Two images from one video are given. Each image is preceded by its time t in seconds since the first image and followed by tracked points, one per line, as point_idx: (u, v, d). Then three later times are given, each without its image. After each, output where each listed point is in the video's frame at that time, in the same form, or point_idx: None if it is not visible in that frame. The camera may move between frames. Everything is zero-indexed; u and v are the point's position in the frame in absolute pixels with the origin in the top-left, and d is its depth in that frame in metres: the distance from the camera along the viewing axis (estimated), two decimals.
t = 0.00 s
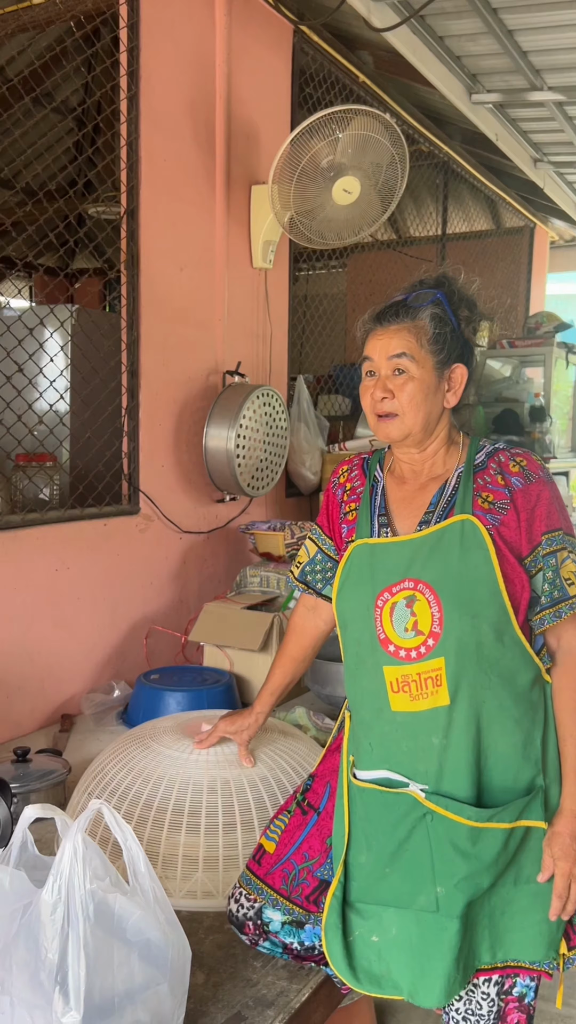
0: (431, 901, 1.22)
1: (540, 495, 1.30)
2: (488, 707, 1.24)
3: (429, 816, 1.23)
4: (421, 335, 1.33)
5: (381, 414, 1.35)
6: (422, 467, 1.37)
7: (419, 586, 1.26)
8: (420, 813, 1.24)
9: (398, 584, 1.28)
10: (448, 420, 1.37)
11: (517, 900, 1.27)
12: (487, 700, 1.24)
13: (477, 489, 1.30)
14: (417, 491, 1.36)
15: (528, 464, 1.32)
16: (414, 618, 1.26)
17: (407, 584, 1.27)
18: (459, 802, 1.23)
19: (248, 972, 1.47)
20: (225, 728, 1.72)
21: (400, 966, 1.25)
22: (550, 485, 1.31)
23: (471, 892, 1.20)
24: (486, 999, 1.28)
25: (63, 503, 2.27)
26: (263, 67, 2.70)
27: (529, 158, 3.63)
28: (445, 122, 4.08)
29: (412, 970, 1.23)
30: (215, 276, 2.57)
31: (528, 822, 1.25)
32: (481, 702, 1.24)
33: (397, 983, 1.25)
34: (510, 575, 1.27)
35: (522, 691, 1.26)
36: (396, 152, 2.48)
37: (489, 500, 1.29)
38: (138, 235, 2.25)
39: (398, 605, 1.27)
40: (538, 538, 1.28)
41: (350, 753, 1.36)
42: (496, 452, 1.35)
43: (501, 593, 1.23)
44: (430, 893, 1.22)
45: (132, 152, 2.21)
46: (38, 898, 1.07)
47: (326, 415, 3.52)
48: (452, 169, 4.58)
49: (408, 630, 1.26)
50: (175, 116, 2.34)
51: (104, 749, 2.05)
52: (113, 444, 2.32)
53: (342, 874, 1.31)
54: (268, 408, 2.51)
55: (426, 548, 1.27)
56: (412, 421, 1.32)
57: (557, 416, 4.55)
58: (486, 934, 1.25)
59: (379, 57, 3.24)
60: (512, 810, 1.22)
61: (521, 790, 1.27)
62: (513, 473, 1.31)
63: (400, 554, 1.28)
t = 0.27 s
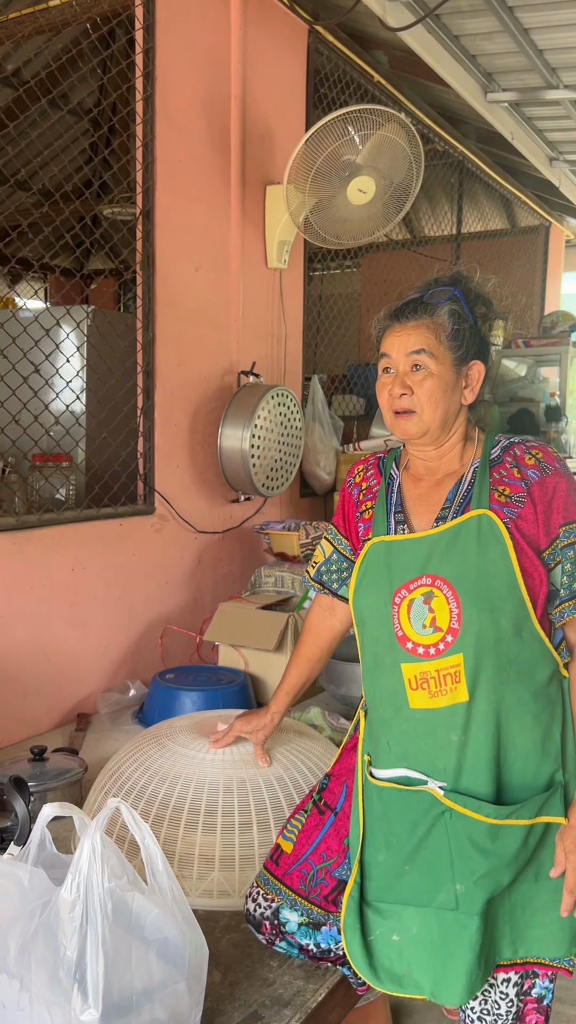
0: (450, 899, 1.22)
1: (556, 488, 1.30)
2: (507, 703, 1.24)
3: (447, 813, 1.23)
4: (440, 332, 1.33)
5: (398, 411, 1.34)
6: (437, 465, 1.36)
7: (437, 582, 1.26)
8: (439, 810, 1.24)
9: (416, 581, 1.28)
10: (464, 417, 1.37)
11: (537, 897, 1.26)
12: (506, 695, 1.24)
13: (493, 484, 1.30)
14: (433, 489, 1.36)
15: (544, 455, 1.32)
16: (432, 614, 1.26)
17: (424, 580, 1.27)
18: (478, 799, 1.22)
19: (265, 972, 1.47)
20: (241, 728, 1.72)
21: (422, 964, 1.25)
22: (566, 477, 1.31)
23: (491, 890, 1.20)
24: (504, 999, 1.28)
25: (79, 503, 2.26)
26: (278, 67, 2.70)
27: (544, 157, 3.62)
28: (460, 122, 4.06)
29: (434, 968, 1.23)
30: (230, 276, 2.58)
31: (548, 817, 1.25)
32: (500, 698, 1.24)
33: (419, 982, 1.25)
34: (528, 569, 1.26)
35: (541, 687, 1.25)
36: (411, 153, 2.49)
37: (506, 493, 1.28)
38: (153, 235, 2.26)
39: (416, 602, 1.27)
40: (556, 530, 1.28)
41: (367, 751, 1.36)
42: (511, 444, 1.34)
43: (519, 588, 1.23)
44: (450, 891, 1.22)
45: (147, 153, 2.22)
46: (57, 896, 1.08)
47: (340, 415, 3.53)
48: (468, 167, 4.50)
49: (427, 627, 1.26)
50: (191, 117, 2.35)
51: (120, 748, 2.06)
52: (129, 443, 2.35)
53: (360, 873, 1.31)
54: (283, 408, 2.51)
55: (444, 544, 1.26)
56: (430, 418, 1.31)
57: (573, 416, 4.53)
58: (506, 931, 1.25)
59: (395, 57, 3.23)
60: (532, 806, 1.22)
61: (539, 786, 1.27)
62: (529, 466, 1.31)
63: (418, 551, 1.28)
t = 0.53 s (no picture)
0: (456, 899, 1.22)
1: (565, 488, 1.29)
2: (513, 705, 1.23)
3: (453, 814, 1.23)
4: (451, 334, 1.33)
5: (407, 413, 1.34)
6: (445, 466, 1.37)
7: (444, 582, 1.26)
8: (445, 811, 1.24)
9: (423, 581, 1.28)
10: (473, 418, 1.36)
11: (543, 899, 1.26)
12: (512, 696, 1.23)
13: (501, 484, 1.29)
14: (441, 490, 1.36)
15: (552, 455, 1.31)
16: (439, 615, 1.26)
17: (431, 581, 1.27)
18: (484, 799, 1.22)
19: (273, 971, 1.47)
20: (250, 728, 1.73)
21: (429, 965, 1.24)
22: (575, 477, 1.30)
23: (497, 890, 1.20)
24: (512, 1001, 1.28)
25: (88, 503, 2.26)
26: (286, 68, 2.70)
27: (553, 157, 3.61)
28: (468, 122, 4.06)
29: (441, 969, 1.23)
30: (239, 277, 2.58)
31: (554, 819, 1.24)
32: (507, 699, 1.23)
33: (426, 982, 1.25)
34: (535, 570, 1.25)
35: (548, 688, 1.25)
36: (420, 153, 2.48)
37: (514, 493, 1.28)
38: (162, 237, 2.26)
39: (423, 602, 1.27)
40: (565, 530, 1.28)
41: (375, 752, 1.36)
42: (520, 445, 1.34)
43: (526, 589, 1.22)
44: (455, 891, 1.22)
45: (156, 155, 2.23)
46: (67, 895, 1.08)
47: (348, 415, 3.54)
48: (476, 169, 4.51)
49: (433, 627, 1.26)
50: (199, 118, 2.35)
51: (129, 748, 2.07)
52: (137, 444, 2.34)
53: (367, 873, 1.31)
54: (292, 408, 2.51)
55: (451, 545, 1.26)
56: (440, 420, 1.31)
57: None
58: (513, 933, 1.25)
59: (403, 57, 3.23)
60: (538, 807, 1.22)
61: (546, 788, 1.27)
62: (538, 466, 1.30)
63: (425, 551, 1.28)
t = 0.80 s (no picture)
0: (451, 900, 1.22)
1: (563, 493, 1.29)
2: (509, 706, 1.23)
3: (448, 815, 1.23)
4: (453, 333, 1.33)
5: (407, 412, 1.34)
6: (445, 466, 1.37)
7: (441, 584, 1.26)
8: (440, 812, 1.24)
9: (420, 582, 1.28)
10: (473, 419, 1.36)
11: (537, 901, 1.26)
12: (508, 698, 1.23)
13: (500, 487, 1.29)
14: (440, 491, 1.36)
15: (552, 460, 1.31)
16: (436, 616, 1.26)
17: (428, 582, 1.27)
18: (480, 801, 1.22)
19: (274, 971, 1.47)
20: (251, 728, 1.73)
21: (425, 965, 1.25)
22: (574, 482, 1.30)
23: (491, 893, 1.19)
24: (508, 1003, 1.27)
25: (91, 503, 2.29)
26: (288, 70, 2.71)
27: (555, 158, 3.61)
28: (470, 123, 4.06)
29: (436, 969, 1.23)
30: (241, 279, 2.59)
31: (549, 822, 1.24)
32: (502, 701, 1.23)
33: (422, 983, 1.25)
34: (532, 572, 1.25)
35: (543, 691, 1.25)
36: (421, 154, 2.48)
37: (512, 496, 1.28)
38: (164, 238, 2.27)
39: (420, 603, 1.27)
40: (562, 535, 1.27)
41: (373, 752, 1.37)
42: (519, 448, 1.34)
43: (523, 591, 1.22)
44: (450, 892, 1.22)
45: (158, 157, 2.23)
46: (67, 894, 1.08)
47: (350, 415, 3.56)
48: (478, 169, 4.53)
49: (430, 628, 1.26)
50: (201, 120, 2.36)
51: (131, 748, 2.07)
52: (140, 446, 2.36)
53: (365, 873, 1.31)
54: (294, 409, 2.52)
55: (448, 546, 1.26)
56: (440, 419, 1.31)
57: None
58: (508, 935, 1.25)
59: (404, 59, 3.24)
60: (533, 809, 1.22)
61: (542, 790, 1.27)
62: (537, 470, 1.30)
63: (423, 552, 1.28)
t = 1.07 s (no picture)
0: (442, 903, 1.23)
1: (558, 500, 1.29)
2: (500, 710, 1.24)
3: (440, 818, 1.23)
4: (459, 335, 1.34)
5: (408, 411, 1.35)
6: (443, 468, 1.37)
7: (434, 588, 1.26)
8: (432, 815, 1.24)
9: (413, 586, 1.28)
10: (472, 421, 1.37)
11: (528, 904, 1.26)
12: (499, 701, 1.24)
13: (495, 493, 1.30)
14: (436, 494, 1.37)
15: (548, 467, 1.32)
16: (429, 620, 1.26)
17: (421, 585, 1.27)
18: (471, 804, 1.23)
19: (269, 971, 1.47)
20: (246, 729, 1.73)
21: (416, 967, 1.25)
22: (569, 489, 1.30)
23: (482, 896, 1.20)
24: (502, 1004, 1.27)
25: (87, 505, 2.31)
26: (284, 73, 2.72)
27: (551, 160, 3.63)
28: (466, 126, 4.08)
29: (427, 971, 1.24)
30: (237, 281, 2.60)
31: (540, 825, 1.25)
32: (493, 704, 1.24)
33: (413, 984, 1.26)
34: (526, 577, 1.26)
35: (534, 695, 1.25)
36: (416, 157, 2.50)
37: (507, 502, 1.29)
38: (160, 241, 2.28)
39: (413, 606, 1.28)
40: (557, 541, 1.28)
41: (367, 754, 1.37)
42: (515, 453, 1.35)
43: (515, 595, 1.23)
44: (441, 895, 1.23)
45: (154, 160, 2.24)
46: (62, 895, 1.09)
47: (347, 417, 3.58)
48: (474, 172, 4.53)
49: (423, 632, 1.27)
50: (197, 123, 2.37)
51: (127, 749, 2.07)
52: (135, 450, 2.35)
53: (358, 874, 1.32)
54: (291, 411, 2.52)
55: (441, 550, 1.27)
56: (441, 419, 1.32)
57: None
58: (498, 938, 1.25)
59: (399, 62, 3.25)
60: (523, 812, 1.22)
61: (533, 794, 1.28)
62: (532, 477, 1.31)
63: (416, 555, 1.29)
